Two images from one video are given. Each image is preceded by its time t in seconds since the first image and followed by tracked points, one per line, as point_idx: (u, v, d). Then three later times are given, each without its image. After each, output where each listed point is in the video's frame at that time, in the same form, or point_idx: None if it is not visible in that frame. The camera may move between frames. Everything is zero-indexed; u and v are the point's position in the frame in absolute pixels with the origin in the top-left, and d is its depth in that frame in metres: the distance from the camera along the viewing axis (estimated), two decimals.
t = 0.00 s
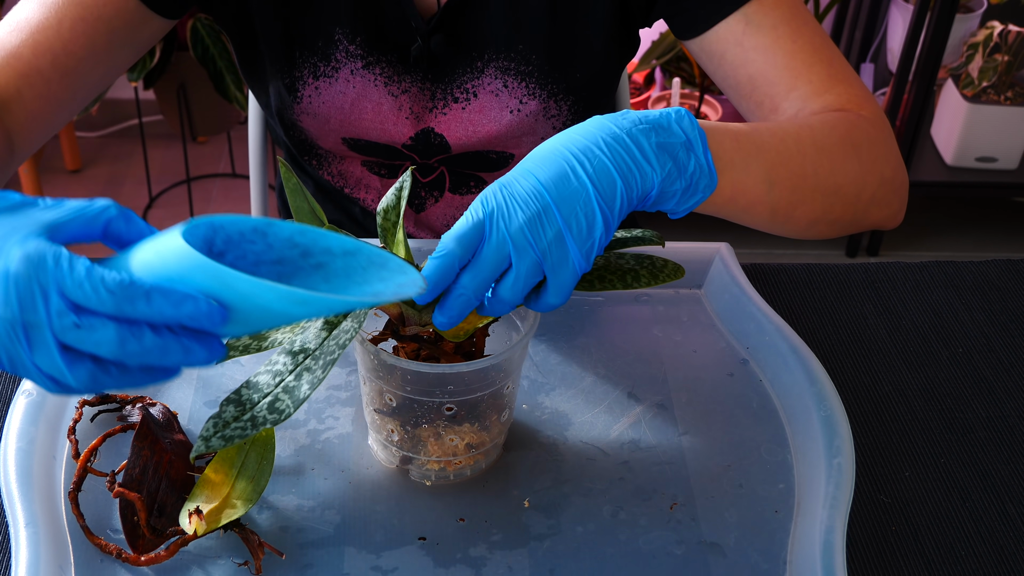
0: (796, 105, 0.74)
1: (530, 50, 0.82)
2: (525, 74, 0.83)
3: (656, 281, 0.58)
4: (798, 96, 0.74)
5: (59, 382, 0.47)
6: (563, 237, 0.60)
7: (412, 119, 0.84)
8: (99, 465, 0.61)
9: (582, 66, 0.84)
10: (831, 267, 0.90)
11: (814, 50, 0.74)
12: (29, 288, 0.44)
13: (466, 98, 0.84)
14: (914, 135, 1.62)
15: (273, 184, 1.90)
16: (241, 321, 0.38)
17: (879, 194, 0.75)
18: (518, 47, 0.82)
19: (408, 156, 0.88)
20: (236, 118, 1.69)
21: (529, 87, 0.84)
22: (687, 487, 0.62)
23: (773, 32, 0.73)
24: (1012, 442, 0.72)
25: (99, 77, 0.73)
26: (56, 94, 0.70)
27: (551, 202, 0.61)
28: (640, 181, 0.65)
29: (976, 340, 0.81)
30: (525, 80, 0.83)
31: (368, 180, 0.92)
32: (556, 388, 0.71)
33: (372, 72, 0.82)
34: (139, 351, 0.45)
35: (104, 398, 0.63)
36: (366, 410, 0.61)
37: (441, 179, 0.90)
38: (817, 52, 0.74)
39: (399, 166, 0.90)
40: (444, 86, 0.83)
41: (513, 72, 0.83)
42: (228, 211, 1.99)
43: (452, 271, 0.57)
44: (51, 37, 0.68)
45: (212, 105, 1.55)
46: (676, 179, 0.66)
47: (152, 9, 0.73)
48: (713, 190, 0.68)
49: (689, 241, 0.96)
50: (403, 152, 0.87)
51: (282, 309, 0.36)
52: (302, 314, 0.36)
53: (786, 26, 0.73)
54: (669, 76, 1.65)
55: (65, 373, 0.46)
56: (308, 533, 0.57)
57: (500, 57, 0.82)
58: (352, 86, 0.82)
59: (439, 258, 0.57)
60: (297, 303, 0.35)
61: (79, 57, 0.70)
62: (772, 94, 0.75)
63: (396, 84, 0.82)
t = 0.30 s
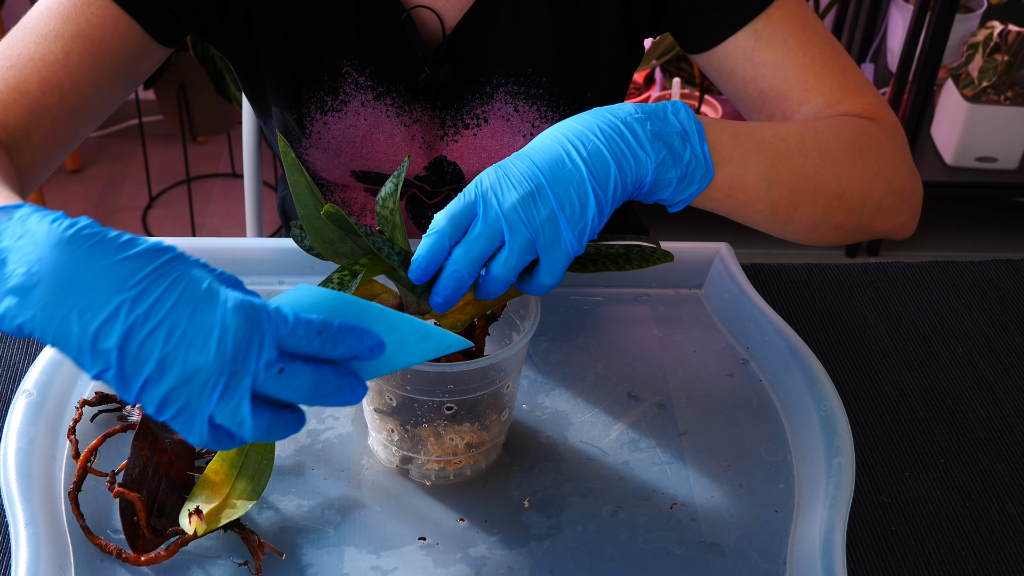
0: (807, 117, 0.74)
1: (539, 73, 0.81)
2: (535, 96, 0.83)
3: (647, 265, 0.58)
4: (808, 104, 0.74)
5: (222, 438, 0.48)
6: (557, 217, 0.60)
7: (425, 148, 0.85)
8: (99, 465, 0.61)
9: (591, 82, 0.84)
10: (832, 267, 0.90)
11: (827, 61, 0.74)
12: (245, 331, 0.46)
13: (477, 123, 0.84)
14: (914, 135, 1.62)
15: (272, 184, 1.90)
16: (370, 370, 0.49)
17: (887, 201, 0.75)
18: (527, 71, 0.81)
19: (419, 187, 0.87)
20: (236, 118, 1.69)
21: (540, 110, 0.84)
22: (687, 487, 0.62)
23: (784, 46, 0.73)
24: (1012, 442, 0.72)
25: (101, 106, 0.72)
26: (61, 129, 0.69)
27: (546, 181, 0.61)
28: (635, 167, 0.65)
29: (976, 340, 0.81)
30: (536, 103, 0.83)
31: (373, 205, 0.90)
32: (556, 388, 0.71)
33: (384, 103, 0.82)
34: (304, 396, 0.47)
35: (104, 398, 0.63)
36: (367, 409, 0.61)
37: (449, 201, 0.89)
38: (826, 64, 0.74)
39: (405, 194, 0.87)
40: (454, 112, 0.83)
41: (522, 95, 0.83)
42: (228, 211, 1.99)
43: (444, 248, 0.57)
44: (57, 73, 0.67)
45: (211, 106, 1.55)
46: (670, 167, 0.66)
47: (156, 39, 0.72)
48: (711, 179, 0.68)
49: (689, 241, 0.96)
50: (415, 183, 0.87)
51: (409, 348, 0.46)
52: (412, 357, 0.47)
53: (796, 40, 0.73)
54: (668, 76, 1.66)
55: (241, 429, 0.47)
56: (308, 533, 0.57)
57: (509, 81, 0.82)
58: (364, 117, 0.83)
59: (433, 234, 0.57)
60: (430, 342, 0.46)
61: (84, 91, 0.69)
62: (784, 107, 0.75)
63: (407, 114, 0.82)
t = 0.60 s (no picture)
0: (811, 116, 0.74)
1: (541, 75, 0.82)
2: (538, 98, 0.83)
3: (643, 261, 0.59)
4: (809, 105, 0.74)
5: (345, 329, 0.49)
6: (552, 212, 0.60)
7: (430, 150, 0.86)
8: (99, 465, 0.61)
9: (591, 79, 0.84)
10: (832, 267, 0.90)
11: (831, 60, 0.74)
12: (398, 215, 0.50)
13: (480, 125, 0.85)
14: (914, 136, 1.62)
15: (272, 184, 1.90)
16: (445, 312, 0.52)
17: (890, 200, 0.75)
18: (530, 72, 0.82)
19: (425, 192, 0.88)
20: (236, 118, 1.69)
21: (543, 111, 0.84)
22: (687, 487, 0.62)
23: (786, 46, 0.72)
24: (1012, 442, 0.72)
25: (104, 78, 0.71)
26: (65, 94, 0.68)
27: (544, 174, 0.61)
28: (631, 163, 0.64)
29: (976, 340, 0.81)
30: (539, 104, 0.84)
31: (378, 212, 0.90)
32: (556, 388, 0.71)
33: (390, 103, 0.82)
34: (429, 314, 0.50)
35: (104, 398, 0.63)
36: (367, 409, 0.61)
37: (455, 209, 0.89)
38: (828, 62, 0.74)
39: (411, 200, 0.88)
40: (458, 113, 0.84)
41: (525, 96, 0.83)
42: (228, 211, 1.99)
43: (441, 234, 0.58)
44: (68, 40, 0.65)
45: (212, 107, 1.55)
46: (667, 164, 0.66)
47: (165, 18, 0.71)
48: (710, 173, 0.68)
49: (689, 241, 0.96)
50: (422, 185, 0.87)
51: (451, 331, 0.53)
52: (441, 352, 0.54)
53: (799, 39, 0.73)
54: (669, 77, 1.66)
55: (376, 311, 0.49)
56: (308, 533, 0.57)
57: (513, 83, 0.82)
58: (370, 117, 0.83)
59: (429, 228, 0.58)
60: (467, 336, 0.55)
61: (97, 64, 0.68)
62: (788, 106, 0.75)
63: (412, 115, 0.83)
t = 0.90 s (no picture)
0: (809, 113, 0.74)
1: (541, 70, 0.81)
2: (536, 93, 0.83)
3: (642, 263, 0.59)
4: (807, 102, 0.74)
5: (349, 265, 0.49)
6: (553, 214, 0.61)
7: (430, 142, 0.86)
8: (99, 465, 0.61)
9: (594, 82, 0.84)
10: (832, 267, 0.90)
11: (828, 57, 0.74)
12: (400, 152, 0.53)
13: (479, 120, 0.85)
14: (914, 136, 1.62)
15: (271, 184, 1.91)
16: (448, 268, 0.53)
17: (889, 197, 0.75)
18: (530, 67, 0.81)
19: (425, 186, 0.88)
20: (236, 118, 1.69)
21: (542, 107, 0.84)
22: (686, 487, 0.62)
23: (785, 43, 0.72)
24: (1012, 442, 0.72)
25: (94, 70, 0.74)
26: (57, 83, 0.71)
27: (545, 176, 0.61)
28: (632, 165, 0.64)
29: (976, 340, 0.81)
30: (537, 99, 0.83)
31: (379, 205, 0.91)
32: (556, 388, 0.71)
33: (391, 95, 0.82)
34: (432, 262, 0.51)
35: (104, 398, 0.63)
36: (367, 409, 0.61)
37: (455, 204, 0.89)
38: (827, 59, 0.74)
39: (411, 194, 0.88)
40: (458, 108, 0.84)
41: (524, 91, 0.83)
42: (228, 211, 1.99)
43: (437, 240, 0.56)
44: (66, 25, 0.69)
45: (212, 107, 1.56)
46: (667, 164, 0.66)
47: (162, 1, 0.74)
48: (710, 176, 0.68)
49: (688, 241, 0.96)
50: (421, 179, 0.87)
51: (448, 311, 0.51)
52: (435, 331, 0.52)
53: (798, 36, 0.73)
54: (668, 76, 1.66)
55: (382, 241, 0.51)
56: (308, 533, 0.57)
57: (512, 77, 0.82)
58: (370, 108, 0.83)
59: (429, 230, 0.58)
60: (465, 324, 0.53)
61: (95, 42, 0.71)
62: (786, 103, 0.75)
63: (413, 108, 0.83)
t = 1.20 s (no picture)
0: (802, 103, 0.74)
1: (535, 53, 0.81)
2: (530, 76, 0.82)
3: (651, 297, 0.59)
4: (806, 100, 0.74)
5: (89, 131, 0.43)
6: (570, 242, 0.60)
7: (421, 128, 0.85)
8: (99, 465, 0.61)
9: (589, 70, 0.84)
10: (831, 267, 0.90)
11: (820, 48, 0.74)
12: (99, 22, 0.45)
13: (472, 104, 0.84)
14: (914, 136, 1.62)
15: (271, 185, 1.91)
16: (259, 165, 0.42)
17: (887, 189, 0.76)
18: (524, 50, 0.81)
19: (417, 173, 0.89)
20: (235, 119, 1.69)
21: (535, 90, 0.83)
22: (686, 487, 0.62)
23: (781, 40, 0.73)
24: (1012, 442, 0.72)
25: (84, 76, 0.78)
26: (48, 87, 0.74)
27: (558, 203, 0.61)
28: (651, 186, 0.64)
29: (976, 340, 0.81)
30: (531, 83, 0.83)
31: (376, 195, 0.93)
32: (556, 388, 0.71)
33: (382, 82, 0.81)
34: (196, 138, 0.42)
35: (104, 398, 0.63)
36: (366, 409, 0.61)
37: (449, 193, 0.92)
38: (821, 56, 0.74)
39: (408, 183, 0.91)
40: (451, 92, 0.84)
41: (518, 75, 0.82)
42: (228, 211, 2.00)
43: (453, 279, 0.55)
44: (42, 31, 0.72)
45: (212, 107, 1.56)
46: (687, 184, 0.66)
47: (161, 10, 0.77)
48: (723, 194, 0.69)
49: (689, 241, 0.96)
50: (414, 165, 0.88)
51: (323, 213, 0.42)
52: (330, 246, 0.42)
53: (792, 26, 0.73)
54: (669, 76, 1.66)
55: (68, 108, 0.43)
56: (308, 533, 0.58)
57: (506, 61, 0.81)
58: (361, 95, 0.82)
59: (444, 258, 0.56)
60: (364, 231, 0.43)
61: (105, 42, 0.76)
62: (779, 93, 0.75)
63: (404, 93, 0.82)
